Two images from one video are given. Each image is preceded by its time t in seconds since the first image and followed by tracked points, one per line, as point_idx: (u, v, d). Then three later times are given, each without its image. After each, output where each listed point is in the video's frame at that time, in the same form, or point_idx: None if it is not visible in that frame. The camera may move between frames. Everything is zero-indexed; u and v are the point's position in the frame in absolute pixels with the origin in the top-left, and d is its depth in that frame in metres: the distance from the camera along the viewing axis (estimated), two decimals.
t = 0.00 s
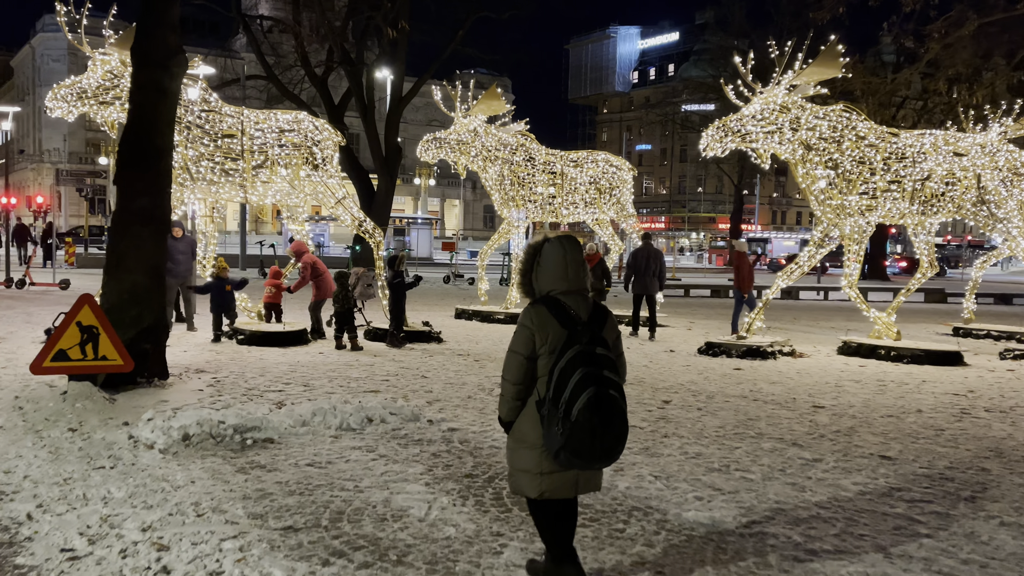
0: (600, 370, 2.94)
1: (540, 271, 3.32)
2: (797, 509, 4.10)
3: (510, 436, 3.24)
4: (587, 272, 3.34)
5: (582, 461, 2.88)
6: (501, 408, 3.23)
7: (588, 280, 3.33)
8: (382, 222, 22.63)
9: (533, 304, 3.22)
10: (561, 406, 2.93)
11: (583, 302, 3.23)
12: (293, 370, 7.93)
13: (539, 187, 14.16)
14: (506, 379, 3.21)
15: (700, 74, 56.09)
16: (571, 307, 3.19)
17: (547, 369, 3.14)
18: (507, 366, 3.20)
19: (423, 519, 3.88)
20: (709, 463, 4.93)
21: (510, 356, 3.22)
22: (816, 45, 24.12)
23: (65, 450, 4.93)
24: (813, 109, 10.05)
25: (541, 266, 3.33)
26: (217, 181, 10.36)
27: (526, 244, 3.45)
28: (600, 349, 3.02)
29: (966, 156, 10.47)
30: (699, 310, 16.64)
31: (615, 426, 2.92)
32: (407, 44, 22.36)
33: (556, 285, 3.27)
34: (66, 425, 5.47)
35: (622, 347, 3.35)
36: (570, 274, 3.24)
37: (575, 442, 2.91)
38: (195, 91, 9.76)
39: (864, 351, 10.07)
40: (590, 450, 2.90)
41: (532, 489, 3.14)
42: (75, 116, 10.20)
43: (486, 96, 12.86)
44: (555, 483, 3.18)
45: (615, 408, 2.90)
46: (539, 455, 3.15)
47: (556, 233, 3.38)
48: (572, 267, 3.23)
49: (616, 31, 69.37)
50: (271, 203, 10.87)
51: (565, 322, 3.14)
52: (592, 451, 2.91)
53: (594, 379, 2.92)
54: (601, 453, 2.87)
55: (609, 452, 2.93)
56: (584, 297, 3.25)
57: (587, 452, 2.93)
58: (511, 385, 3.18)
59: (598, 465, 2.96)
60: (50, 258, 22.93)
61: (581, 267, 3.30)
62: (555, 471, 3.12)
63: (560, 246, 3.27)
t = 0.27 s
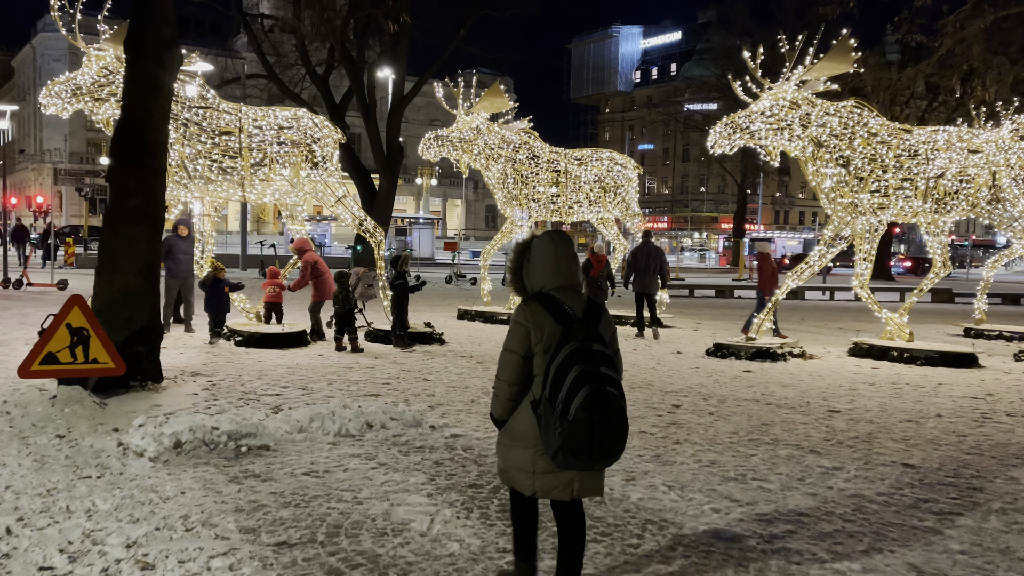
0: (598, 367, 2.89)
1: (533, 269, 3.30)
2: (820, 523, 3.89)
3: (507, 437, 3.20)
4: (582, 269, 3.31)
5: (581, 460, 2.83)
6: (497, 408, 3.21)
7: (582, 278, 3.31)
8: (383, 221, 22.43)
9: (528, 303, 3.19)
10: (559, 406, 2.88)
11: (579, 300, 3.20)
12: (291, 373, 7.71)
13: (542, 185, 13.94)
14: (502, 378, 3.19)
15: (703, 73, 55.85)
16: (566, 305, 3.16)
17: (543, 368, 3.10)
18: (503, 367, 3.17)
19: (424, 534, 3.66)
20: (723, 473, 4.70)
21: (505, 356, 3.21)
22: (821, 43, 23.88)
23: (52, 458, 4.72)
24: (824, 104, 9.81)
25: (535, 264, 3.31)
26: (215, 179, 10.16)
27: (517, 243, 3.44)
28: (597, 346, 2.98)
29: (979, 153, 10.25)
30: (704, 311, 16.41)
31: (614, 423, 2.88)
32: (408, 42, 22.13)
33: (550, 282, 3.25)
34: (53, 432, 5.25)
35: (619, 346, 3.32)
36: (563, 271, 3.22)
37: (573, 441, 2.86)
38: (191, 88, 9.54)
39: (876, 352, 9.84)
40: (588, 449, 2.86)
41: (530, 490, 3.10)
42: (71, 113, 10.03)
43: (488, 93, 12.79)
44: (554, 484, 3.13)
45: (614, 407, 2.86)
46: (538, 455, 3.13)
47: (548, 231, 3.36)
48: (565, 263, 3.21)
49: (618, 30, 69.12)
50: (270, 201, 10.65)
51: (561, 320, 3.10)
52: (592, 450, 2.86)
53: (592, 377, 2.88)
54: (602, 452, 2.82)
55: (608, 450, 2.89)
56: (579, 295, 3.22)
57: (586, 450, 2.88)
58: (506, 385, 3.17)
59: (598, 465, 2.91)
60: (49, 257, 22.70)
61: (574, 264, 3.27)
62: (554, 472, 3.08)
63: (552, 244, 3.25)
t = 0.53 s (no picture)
0: (579, 381, 2.80)
1: (510, 279, 3.19)
2: (847, 542, 3.68)
3: (488, 454, 3.10)
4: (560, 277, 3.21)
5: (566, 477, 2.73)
6: (477, 426, 3.09)
7: (561, 286, 3.21)
8: (385, 222, 22.25)
9: (505, 315, 3.08)
10: (541, 422, 2.79)
11: (558, 309, 3.10)
12: (290, 378, 7.51)
13: (545, 184, 13.77)
14: (481, 394, 3.07)
15: (705, 72, 55.62)
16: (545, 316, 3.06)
17: (523, 383, 3.00)
18: (481, 382, 3.06)
19: (428, 555, 3.46)
20: (741, 486, 4.50)
21: (484, 371, 3.08)
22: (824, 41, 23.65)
23: (37, 471, 4.51)
24: (836, 102, 9.58)
25: (511, 274, 3.20)
26: (212, 179, 9.94)
27: (492, 253, 3.32)
28: (578, 359, 2.88)
29: (993, 152, 10.05)
30: (709, 312, 16.19)
31: (599, 436, 2.78)
32: (409, 41, 21.91)
33: (528, 292, 3.14)
34: (41, 442, 5.05)
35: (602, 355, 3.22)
36: (540, 281, 3.11)
37: (557, 458, 2.76)
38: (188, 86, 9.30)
39: (888, 355, 9.64)
40: (573, 465, 2.77)
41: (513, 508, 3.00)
42: (65, 112, 9.82)
43: (492, 91, 12.46)
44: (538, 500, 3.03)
45: (597, 421, 2.77)
46: (520, 472, 3.02)
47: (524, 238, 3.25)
48: (542, 272, 3.10)
49: (620, 30, 68.88)
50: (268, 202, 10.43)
51: (540, 332, 3.00)
52: (576, 466, 2.77)
53: (572, 391, 2.79)
54: (586, 469, 2.73)
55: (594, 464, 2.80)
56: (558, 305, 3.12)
57: (571, 465, 2.78)
58: (485, 402, 3.05)
59: (582, 480, 2.83)
60: (48, 259, 22.51)
61: (552, 272, 3.16)
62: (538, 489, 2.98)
63: (528, 253, 3.15)
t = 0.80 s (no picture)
0: (556, 383, 2.74)
1: (486, 280, 3.14)
2: (873, 564, 3.48)
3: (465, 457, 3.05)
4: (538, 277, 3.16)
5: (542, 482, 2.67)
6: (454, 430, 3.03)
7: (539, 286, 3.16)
8: (385, 223, 22.08)
9: (481, 316, 3.03)
10: (516, 427, 2.72)
11: (536, 310, 3.05)
12: (287, 384, 7.31)
13: (548, 185, 13.60)
14: (457, 398, 3.01)
15: (707, 72, 55.40)
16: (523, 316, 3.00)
17: (499, 386, 2.94)
18: (457, 385, 3.01)
19: None
20: (757, 501, 4.29)
21: (459, 374, 3.03)
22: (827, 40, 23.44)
23: (20, 485, 4.31)
24: (846, 100, 9.38)
25: (487, 275, 3.16)
26: (208, 179, 9.75)
27: (469, 254, 3.28)
28: (556, 361, 2.82)
29: (1006, 151, 9.84)
30: (713, 315, 15.97)
31: (576, 440, 2.72)
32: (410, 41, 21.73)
33: (505, 293, 3.09)
34: (26, 453, 4.85)
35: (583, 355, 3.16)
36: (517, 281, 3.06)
37: (533, 462, 2.70)
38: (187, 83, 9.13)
39: (899, 359, 9.43)
40: (549, 469, 2.70)
41: (490, 515, 2.93)
42: (59, 111, 9.65)
43: (493, 90, 12.41)
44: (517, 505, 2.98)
45: (574, 425, 2.70)
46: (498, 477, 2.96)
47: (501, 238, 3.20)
48: (517, 273, 3.05)
49: (622, 29, 68.63)
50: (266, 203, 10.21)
51: (516, 333, 2.94)
52: (552, 472, 2.71)
53: (549, 394, 2.73)
54: (563, 474, 2.67)
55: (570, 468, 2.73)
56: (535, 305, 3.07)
57: (547, 470, 2.72)
58: (461, 405, 2.99)
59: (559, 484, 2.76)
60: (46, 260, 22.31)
61: (529, 273, 3.11)
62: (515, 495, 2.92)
63: (504, 253, 3.10)
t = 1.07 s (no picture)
0: (540, 383, 2.75)
1: (469, 281, 3.15)
2: None
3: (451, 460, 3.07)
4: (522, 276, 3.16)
5: (526, 483, 2.68)
6: (438, 432, 3.04)
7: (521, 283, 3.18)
8: (384, 223, 21.91)
9: (464, 317, 3.04)
10: (501, 427, 2.73)
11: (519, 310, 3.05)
12: (282, 387, 7.10)
13: (549, 184, 13.45)
14: (441, 400, 3.02)
15: (708, 72, 55.18)
16: (507, 316, 3.01)
17: (482, 387, 2.95)
18: (440, 387, 3.02)
19: None
20: (773, 513, 4.07)
21: (443, 376, 3.04)
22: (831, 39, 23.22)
23: None
24: (855, 97, 9.17)
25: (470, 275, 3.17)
26: (203, 178, 9.53)
27: (452, 254, 3.30)
28: (540, 360, 2.83)
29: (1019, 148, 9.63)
30: (717, 315, 15.76)
31: (559, 440, 2.73)
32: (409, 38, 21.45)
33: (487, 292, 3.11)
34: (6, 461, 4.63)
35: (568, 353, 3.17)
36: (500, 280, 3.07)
37: (517, 464, 2.71)
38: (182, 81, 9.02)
39: (909, 361, 9.23)
40: (533, 470, 2.72)
41: (477, 519, 2.94)
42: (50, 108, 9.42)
43: (493, 88, 12.01)
44: (505, 506, 2.99)
45: (559, 425, 2.71)
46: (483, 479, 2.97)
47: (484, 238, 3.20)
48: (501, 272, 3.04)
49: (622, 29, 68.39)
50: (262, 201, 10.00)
51: (499, 334, 2.95)
52: (538, 472, 2.72)
53: (533, 393, 2.73)
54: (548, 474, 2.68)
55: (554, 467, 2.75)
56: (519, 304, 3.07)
57: (531, 471, 2.73)
58: (445, 408, 3.00)
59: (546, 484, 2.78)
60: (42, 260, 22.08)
61: (512, 272, 3.13)
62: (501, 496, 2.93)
63: (486, 252, 3.11)
